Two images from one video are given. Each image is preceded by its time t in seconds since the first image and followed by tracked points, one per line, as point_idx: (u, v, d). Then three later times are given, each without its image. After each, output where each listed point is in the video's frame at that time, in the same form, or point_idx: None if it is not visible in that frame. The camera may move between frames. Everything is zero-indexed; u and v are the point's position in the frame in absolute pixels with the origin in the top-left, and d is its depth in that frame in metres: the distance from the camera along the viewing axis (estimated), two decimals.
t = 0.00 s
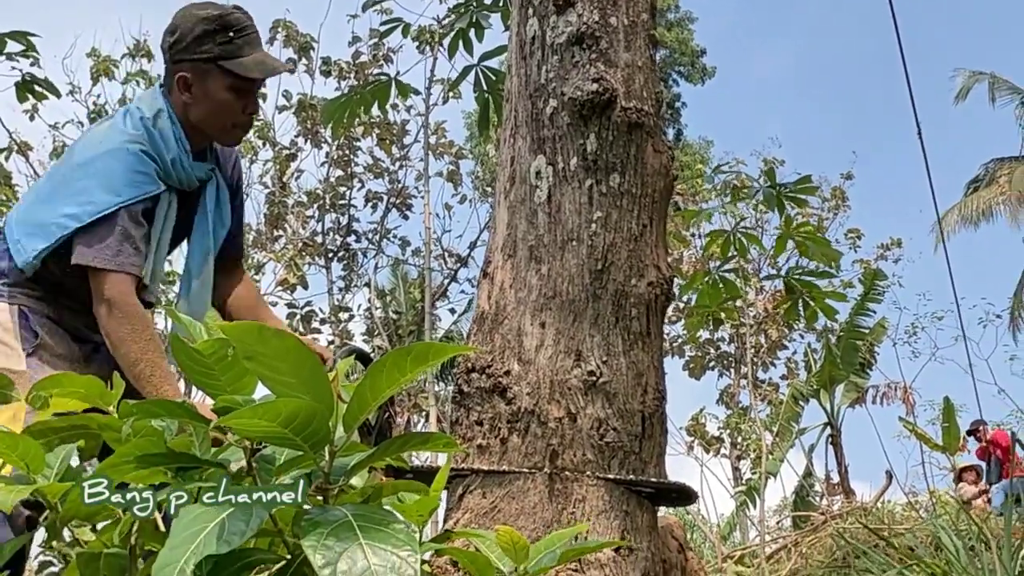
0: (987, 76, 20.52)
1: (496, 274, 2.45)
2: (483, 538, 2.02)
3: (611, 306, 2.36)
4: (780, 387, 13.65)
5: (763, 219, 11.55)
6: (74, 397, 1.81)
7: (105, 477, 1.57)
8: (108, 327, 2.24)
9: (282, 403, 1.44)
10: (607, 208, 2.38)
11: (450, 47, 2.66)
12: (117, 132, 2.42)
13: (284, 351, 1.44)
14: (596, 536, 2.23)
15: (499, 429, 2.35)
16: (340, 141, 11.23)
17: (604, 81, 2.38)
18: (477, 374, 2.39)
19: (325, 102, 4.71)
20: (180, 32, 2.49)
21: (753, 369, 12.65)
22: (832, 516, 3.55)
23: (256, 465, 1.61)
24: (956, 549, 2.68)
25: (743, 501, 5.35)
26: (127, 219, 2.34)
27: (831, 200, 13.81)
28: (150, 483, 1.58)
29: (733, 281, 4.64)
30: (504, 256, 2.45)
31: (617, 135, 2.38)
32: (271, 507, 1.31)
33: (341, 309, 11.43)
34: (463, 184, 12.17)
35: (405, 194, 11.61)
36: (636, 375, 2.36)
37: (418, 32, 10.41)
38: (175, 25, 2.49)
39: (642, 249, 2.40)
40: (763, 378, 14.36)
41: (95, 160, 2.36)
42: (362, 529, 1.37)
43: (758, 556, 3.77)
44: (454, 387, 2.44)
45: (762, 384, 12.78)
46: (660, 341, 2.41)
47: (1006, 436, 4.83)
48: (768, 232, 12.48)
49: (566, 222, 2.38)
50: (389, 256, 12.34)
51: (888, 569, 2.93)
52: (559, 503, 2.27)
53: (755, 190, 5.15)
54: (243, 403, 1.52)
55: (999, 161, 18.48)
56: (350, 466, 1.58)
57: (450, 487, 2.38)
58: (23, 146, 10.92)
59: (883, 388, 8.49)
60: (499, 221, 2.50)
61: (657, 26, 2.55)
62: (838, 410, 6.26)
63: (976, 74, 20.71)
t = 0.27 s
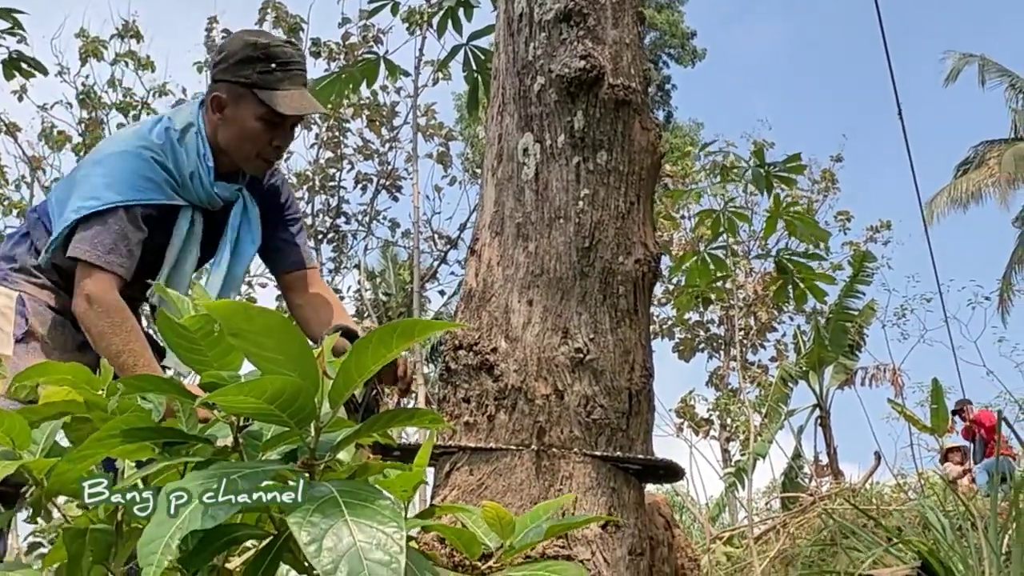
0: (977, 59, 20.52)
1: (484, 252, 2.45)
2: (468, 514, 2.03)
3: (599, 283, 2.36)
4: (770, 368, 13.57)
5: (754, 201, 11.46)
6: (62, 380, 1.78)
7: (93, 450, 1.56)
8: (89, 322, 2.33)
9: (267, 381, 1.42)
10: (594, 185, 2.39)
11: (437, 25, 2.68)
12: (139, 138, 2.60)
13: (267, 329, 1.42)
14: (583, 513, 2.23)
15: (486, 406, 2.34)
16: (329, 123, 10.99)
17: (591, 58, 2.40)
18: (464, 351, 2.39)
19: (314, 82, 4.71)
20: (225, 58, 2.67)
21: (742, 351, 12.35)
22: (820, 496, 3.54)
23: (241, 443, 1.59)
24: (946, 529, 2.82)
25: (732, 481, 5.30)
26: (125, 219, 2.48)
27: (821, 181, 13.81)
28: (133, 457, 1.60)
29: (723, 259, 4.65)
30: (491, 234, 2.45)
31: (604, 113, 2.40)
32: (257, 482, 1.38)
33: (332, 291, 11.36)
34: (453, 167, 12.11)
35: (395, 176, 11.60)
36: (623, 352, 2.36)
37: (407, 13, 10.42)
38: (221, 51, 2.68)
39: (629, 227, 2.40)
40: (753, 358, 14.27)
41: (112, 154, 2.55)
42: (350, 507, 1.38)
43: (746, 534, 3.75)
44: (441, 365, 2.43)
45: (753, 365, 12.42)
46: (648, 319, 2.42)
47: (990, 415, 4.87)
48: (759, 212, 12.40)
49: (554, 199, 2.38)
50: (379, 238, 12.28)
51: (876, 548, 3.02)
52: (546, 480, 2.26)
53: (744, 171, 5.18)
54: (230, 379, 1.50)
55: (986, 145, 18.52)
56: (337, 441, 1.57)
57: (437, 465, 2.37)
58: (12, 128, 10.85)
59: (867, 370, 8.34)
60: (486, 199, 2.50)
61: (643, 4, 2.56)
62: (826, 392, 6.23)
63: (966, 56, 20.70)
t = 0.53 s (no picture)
0: (970, 48, 20.54)
1: (478, 240, 2.45)
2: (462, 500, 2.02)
3: (592, 271, 2.36)
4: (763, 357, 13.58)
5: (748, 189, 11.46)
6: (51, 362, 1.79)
7: (89, 436, 1.57)
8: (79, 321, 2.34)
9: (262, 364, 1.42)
10: (588, 173, 2.39)
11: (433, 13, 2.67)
12: (134, 136, 2.59)
13: (259, 311, 1.43)
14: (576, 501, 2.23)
15: (480, 393, 2.34)
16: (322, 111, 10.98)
17: (586, 46, 2.40)
18: (458, 338, 2.39)
19: (307, 69, 4.69)
20: (223, 63, 2.67)
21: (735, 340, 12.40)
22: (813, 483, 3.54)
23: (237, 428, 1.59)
24: (938, 516, 2.82)
25: (725, 469, 5.30)
26: (115, 217, 2.48)
27: (815, 170, 13.81)
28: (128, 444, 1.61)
29: (716, 248, 4.65)
30: (486, 222, 2.45)
31: (599, 100, 2.40)
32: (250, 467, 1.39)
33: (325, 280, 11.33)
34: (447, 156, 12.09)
35: (388, 164, 11.58)
36: (617, 340, 2.36)
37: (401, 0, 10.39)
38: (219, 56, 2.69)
39: (623, 215, 2.40)
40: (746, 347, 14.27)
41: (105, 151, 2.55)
42: (343, 488, 1.39)
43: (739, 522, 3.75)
44: (435, 352, 2.43)
45: (746, 353, 12.46)
46: (641, 307, 2.42)
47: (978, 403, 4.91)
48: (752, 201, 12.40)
49: (548, 186, 2.38)
50: (372, 226, 12.25)
51: (870, 535, 3.04)
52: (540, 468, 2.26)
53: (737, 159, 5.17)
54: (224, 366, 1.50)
55: (979, 134, 18.52)
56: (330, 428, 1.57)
57: (431, 452, 2.38)
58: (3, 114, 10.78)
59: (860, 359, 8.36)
60: (481, 186, 2.50)
61: None
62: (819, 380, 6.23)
63: (959, 46, 20.71)
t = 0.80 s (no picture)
0: (966, 42, 20.52)
1: (473, 234, 2.45)
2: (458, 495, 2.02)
3: (587, 265, 2.36)
4: (758, 351, 13.58)
5: (743, 182, 11.44)
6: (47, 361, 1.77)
7: (81, 431, 1.57)
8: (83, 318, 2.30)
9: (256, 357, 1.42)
10: (583, 166, 2.39)
11: (428, 7, 2.67)
12: (125, 132, 2.60)
13: (252, 305, 1.42)
14: (571, 494, 2.24)
15: (474, 387, 2.34)
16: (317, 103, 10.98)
17: (581, 40, 2.39)
18: (452, 332, 2.38)
19: (301, 63, 4.69)
20: (213, 60, 2.67)
21: (730, 334, 12.41)
22: (808, 478, 3.54)
23: (230, 423, 1.59)
24: (932, 511, 2.83)
25: (719, 463, 5.31)
26: (108, 212, 2.48)
27: (810, 164, 13.80)
28: (122, 438, 1.60)
29: (711, 243, 4.65)
30: (480, 216, 2.45)
31: (594, 94, 2.39)
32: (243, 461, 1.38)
33: (320, 273, 11.30)
34: (442, 149, 12.07)
35: (383, 157, 11.56)
36: (612, 334, 2.37)
37: None
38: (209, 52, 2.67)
39: (618, 209, 2.40)
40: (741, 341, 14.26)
41: (96, 148, 2.55)
42: (338, 482, 1.38)
43: (734, 516, 3.76)
44: (430, 346, 2.43)
45: (741, 347, 12.51)
46: (636, 301, 2.42)
47: (972, 397, 4.92)
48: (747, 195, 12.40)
49: (543, 180, 2.38)
50: (367, 220, 12.23)
51: (864, 530, 3.05)
52: (534, 462, 2.26)
53: (732, 153, 5.17)
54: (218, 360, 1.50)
55: (974, 127, 18.50)
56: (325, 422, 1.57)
57: (426, 446, 2.38)
58: None
59: (855, 354, 8.36)
60: (476, 180, 2.50)
61: None
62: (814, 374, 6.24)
63: (956, 39, 20.69)
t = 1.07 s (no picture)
0: (958, 38, 20.54)
1: (464, 229, 2.45)
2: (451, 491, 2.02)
3: (579, 260, 2.36)
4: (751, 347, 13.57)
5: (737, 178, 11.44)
6: (39, 348, 1.77)
7: (74, 424, 1.56)
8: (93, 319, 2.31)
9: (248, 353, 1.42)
10: (575, 161, 2.39)
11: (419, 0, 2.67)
12: (119, 130, 2.59)
13: (246, 301, 1.41)
14: (563, 490, 2.23)
15: (466, 382, 2.34)
16: (311, 99, 10.97)
17: (572, 35, 2.39)
18: (444, 327, 2.39)
19: (292, 58, 4.68)
20: (204, 57, 2.66)
21: (723, 330, 12.40)
22: (801, 474, 3.54)
23: (221, 418, 1.59)
24: (924, 506, 2.83)
25: (711, 459, 5.29)
26: (106, 209, 2.48)
27: (803, 160, 13.79)
28: (114, 433, 1.60)
29: (703, 238, 4.65)
30: (472, 211, 2.45)
31: (585, 89, 2.39)
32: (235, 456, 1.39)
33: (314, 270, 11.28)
34: (436, 145, 12.05)
35: (377, 153, 11.55)
36: (603, 330, 2.36)
37: None
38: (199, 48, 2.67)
39: (610, 204, 2.40)
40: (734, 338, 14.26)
41: (90, 146, 2.55)
42: (329, 478, 1.38)
43: (726, 512, 3.76)
44: (422, 341, 2.43)
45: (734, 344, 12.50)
46: (628, 296, 2.42)
47: (964, 393, 4.92)
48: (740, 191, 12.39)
49: (534, 175, 2.39)
50: (361, 216, 12.20)
51: (857, 525, 3.05)
52: (526, 457, 2.26)
53: (724, 148, 5.16)
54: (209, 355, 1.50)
55: (967, 124, 18.49)
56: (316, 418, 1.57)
57: (417, 441, 2.37)
58: None
59: (848, 349, 8.35)
60: (467, 174, 2.50)
61: None
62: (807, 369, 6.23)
63: (948, 36, 20.71)
